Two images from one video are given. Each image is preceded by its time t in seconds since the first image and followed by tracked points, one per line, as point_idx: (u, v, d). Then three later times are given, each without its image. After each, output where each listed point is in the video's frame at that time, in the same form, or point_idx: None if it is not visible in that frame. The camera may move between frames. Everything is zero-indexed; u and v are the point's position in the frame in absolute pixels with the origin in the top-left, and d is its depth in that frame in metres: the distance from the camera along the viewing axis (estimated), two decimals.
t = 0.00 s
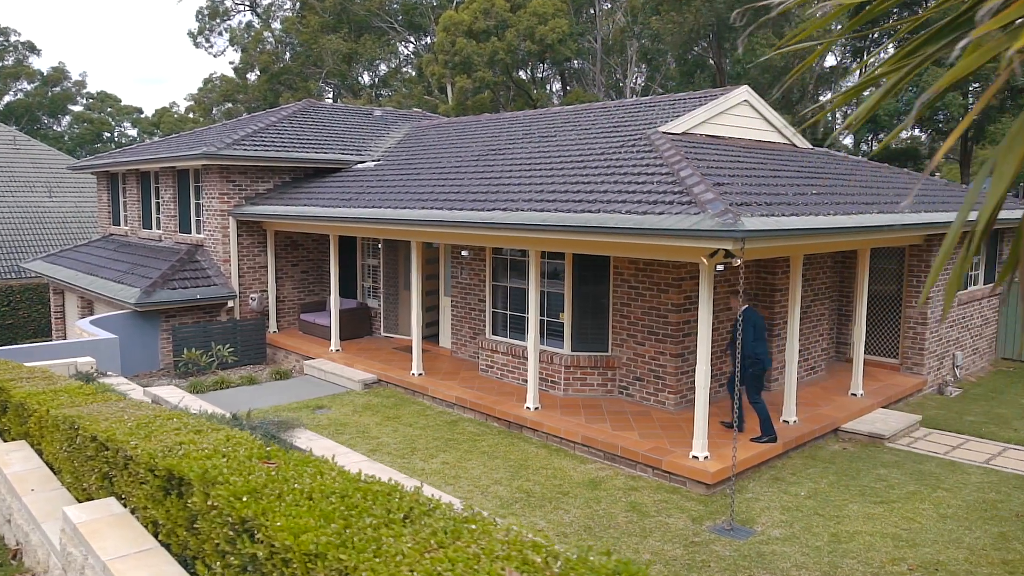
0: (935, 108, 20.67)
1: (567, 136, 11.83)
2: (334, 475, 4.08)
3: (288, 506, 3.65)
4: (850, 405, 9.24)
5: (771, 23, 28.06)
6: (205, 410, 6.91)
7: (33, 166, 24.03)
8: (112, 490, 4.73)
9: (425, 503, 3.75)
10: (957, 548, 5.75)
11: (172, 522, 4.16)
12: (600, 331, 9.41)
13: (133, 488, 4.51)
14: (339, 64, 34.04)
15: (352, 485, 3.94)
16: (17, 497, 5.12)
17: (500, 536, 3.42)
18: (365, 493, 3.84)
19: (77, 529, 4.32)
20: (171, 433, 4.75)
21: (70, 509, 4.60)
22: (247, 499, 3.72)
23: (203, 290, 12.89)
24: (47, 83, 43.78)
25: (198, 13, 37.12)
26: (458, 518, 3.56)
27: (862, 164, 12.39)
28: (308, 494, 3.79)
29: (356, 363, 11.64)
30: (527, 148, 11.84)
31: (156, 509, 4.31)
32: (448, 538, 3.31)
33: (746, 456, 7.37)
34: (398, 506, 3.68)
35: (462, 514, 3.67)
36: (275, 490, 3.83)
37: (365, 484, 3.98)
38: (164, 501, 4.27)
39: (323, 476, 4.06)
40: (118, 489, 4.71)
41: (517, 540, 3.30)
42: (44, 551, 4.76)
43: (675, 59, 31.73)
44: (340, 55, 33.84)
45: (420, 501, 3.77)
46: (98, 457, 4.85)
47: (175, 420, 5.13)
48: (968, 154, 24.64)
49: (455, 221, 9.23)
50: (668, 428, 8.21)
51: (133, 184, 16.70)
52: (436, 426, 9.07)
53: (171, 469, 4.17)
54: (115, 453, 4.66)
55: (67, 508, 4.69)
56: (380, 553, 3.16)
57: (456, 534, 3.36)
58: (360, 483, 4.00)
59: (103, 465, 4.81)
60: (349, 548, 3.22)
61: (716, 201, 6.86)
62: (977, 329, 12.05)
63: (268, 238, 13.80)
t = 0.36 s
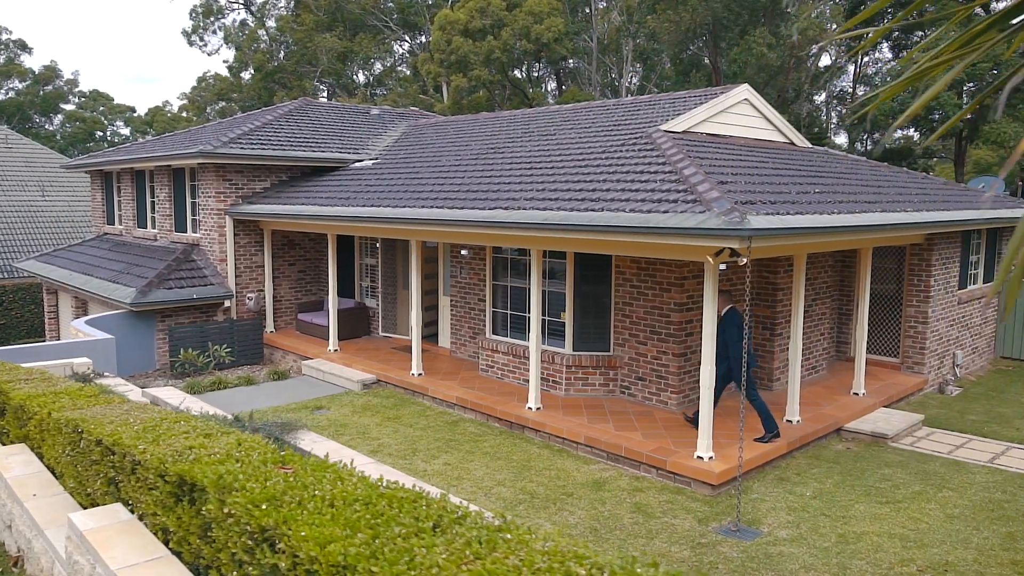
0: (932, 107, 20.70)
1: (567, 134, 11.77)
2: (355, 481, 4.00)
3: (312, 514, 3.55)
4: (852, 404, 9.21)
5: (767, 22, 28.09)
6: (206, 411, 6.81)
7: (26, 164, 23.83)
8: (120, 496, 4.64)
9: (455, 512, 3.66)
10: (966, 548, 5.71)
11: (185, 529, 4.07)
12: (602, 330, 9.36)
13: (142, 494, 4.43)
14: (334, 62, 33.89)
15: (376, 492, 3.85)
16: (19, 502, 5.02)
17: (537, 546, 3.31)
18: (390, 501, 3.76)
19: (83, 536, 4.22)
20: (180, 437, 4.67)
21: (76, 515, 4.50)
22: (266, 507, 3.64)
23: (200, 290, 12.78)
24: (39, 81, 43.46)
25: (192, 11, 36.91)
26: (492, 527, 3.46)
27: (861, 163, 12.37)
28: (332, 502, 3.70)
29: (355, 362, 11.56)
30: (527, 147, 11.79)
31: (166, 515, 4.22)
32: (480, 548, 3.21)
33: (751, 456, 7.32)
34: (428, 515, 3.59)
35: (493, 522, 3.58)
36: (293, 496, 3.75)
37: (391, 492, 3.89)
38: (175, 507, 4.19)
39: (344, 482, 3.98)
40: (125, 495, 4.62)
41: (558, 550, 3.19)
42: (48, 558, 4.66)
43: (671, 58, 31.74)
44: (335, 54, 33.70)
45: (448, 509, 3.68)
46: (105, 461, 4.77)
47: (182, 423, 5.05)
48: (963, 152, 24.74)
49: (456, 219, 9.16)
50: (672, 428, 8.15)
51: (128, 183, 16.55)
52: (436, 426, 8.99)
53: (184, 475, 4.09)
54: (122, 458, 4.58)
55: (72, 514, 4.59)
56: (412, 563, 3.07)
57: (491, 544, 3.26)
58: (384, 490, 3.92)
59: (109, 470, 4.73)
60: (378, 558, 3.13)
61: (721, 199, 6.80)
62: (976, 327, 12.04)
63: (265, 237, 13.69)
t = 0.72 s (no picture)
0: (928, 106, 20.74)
1: (567, 133, 11.70)
2: (381, 489, 3.91)
3: (341, 525, 3.46)
4: (856, 403, 9.18)
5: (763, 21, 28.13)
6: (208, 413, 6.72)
7: (19, 163, 23.63)
8: (128, 502, 4.55)
9: (489, 522, 3.56)
10: (975, 549, 5.67)
11: (199, 536, 3.99)
12: (604, 330, 9.30)
13: (153, 501, 4.33)
14: (329, 61, 33.75)
15: (404, 500, 3.77)
16: (23, 509, 4.95)
17: (581, 558, 3.21)
18: (420, 510, 3.66)
19: (92, 545, 4.14)
20: (191, 441, 4.59)
21: (84, 522, 4.41)
22: (289, 516, 3.55)
23: (197, 289, 12.68)
24: (31, 80, 43.14)
25: (186, 10, 36.71)
26: (530, 537, 3.37)
27: (862, 162, 12.33)
28: (362, 512, 3.60)
29: (354, 362, 11.48)
30: (527, 145, 11.73)
31: (179, 523, 4.14)
32: (519, 559, 3.13)
33: (757, 456, 7.27)
34: (463, 525, 3.50)
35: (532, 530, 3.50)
36: (316, 505, 3.67)
37: (421, 500, 3.79)
38: (189, 515, 4.10)
39: (370, 490, 3.89)
40: (134, 501, 4.53)
41: (604, 562, 3.09)
42: (54, 565, 4.58)
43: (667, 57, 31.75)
44: (330, 53, 33.56)
45: (482, 519, 3.59)
46: (112, 467, 4.68)
47: (192, 426, 4.97)
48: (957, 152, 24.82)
49: (457, 218, 9.08)
50: (676, 429, 8.09)
51: (123, 182, 16.43)
52: (438, 426, 8.92)
53: (201, 482, 4.00)
54: (132, 463, 4.49)
55: (80, 521, 4.50)
56: None
57: (531, 556, 3.17)
58: (414, 497, 3.83)
59: (117, 476, 4.64)
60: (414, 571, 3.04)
61: (727, 198, 6.74)
62: (977, 326, 12.03)
63: (263, 236, 13.59)
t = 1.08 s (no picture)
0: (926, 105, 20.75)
1: (569, 132, 11.64)
2: (411, 494, 3.83)
3: (375, 532, 3.36)
4: (861, 403, 9.15)
5: (760, 21, 28.15)
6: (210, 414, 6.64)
7: (12, 162, 23.43)
8: (140, 506, 4.46)
9: (529, 528, 3.48)
10: (987, 550, 5.63)
11: (215, 542, 3.91)
12: (607, 330, 9.23)
13: (166, 506, 4.25)
14: (325, 60, 33.61)
15: (437, 506, 3.68)
16: (28, 514, 4.87)
17: (632, 567, 3.12)
18: (455, 516, 3.58)
19: (104, 551, 4.05)
20: (204, 444, 4.51)
21: (94, 527, 4.32)
22: (316, 522, 3.46)
23: (195, 289, 12.57)
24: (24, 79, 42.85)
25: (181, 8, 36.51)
26: (574, 544, 3.29)
27: (863, 161, 12.30)
28: (396, 518, 3.52)
29: (354, 363, 11.39)
30: (527, 144, 11.67)
31: (195, 528, 4.06)
32: (566, 569, 3.03)
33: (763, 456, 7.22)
34: (503, 532, 3.41)
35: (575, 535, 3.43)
36: (343, 509, 3.58)
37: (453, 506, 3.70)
38: (205, 520, 4.01)
39: (400, 495, 3.80)
40: (146, 506, 4.45)
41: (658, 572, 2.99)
42: (61, 571, 4.49)
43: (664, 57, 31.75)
44: (326, 52, 33.42)
45: (521, 524, 3.50)
46: (122, 470, 4.59)
47: (203, 428, 4.89)
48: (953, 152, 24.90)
49: (458, 217, 9.01)
50: (681, 429, 8.02)
51: (118, 181, 16.30)
52: (440, 427, 8.84)
53: (221, 486, 3.90)
54: (143, 466, 4.41)
55: (90, 527, 4.41)
56: None
57: (579, 566, 3.09)
58: (447, 502, 3.75)
59: (127, 479, 4.55)
60: None
61: (734, 195, 6.69)
62: (978, 325, 12.01)
63: (260, 236, 13.48)
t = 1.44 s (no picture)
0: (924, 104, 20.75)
1: (570, 130, 11.57)
2: (445, 499, 3.72)
3: (412, 539, 3.27)
4: (866, 402, 9.11)
5: (757, 21, 28.18)
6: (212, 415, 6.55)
7: (7, 161, 23.26)
8: (153, 510, 4.37)
9: (574, 534, 3.36)
10: (998, 551, 5.58)
11: (234, 548, 3.83)
12: (610, 330, 9.16)
13: (181, 510, 4.16)
14: (321, 59, 33.48)
15: (475, 510, 3.58)
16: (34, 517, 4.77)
17: None
18: (494, 521, 3.47)
19: (117, 556, 3.95)
20: (219, 446, 4.43)
21: (105, 532, 4.22)
22: (348, 530, 3.37)
23: (193, 289, 12.47)
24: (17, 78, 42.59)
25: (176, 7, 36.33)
26: (624, 550, 3.17)
27: (865, 160, 12.26)
28: (435, 524, 3.41)
29: (354, 363, 11.31)
30: (528, 143, 11.60)
31: (212, 533, 3.98)
32: None
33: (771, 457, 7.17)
34: (548, 538, 3.29)
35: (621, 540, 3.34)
36: (375, 515, 3.49)
37: (491, 511, 3.59)
38: (224, 524, 3.93)
39: (433, 500, 3.70)
40: (158, 510, 4.35)
41: None
42: None
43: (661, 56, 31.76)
44: (322, 51, 33.29)
45: (566, 529, 3.39)
46: (133, 472, 4.50)
47: (215, 430, 4.81)
48: (949, 151, 24.96)
49: (460, 216, 8.93)
50: (686, 429, 7.96)
51: (115, 180, 16.17)
52: (442, 427, 8.76)
53: (244, 489, 3.81)
54: (156, 468, 4.32)
55: (100, 532, 4.31)
56: None
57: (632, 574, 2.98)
58: (484, 506, 3.64)
59: (139, 482, 4.46)
60: None
61: (741, 193, 6.63)
62: (979, 325, 12.00)
63: (258, 235, 13.38)
